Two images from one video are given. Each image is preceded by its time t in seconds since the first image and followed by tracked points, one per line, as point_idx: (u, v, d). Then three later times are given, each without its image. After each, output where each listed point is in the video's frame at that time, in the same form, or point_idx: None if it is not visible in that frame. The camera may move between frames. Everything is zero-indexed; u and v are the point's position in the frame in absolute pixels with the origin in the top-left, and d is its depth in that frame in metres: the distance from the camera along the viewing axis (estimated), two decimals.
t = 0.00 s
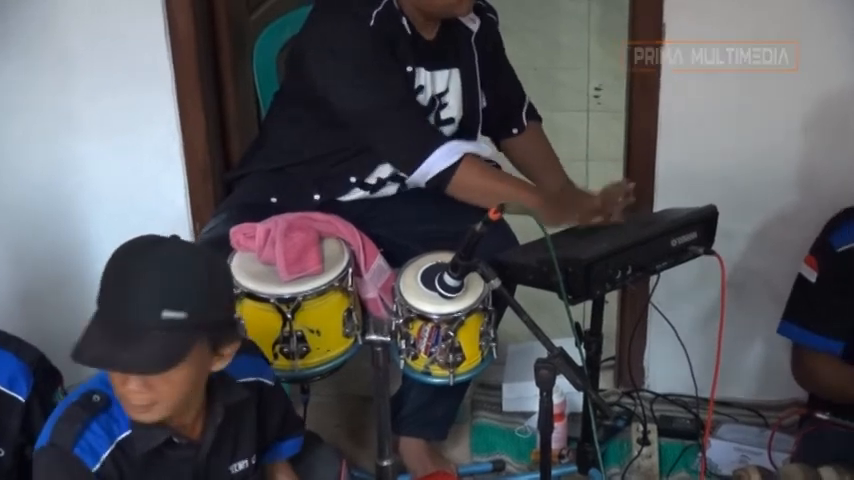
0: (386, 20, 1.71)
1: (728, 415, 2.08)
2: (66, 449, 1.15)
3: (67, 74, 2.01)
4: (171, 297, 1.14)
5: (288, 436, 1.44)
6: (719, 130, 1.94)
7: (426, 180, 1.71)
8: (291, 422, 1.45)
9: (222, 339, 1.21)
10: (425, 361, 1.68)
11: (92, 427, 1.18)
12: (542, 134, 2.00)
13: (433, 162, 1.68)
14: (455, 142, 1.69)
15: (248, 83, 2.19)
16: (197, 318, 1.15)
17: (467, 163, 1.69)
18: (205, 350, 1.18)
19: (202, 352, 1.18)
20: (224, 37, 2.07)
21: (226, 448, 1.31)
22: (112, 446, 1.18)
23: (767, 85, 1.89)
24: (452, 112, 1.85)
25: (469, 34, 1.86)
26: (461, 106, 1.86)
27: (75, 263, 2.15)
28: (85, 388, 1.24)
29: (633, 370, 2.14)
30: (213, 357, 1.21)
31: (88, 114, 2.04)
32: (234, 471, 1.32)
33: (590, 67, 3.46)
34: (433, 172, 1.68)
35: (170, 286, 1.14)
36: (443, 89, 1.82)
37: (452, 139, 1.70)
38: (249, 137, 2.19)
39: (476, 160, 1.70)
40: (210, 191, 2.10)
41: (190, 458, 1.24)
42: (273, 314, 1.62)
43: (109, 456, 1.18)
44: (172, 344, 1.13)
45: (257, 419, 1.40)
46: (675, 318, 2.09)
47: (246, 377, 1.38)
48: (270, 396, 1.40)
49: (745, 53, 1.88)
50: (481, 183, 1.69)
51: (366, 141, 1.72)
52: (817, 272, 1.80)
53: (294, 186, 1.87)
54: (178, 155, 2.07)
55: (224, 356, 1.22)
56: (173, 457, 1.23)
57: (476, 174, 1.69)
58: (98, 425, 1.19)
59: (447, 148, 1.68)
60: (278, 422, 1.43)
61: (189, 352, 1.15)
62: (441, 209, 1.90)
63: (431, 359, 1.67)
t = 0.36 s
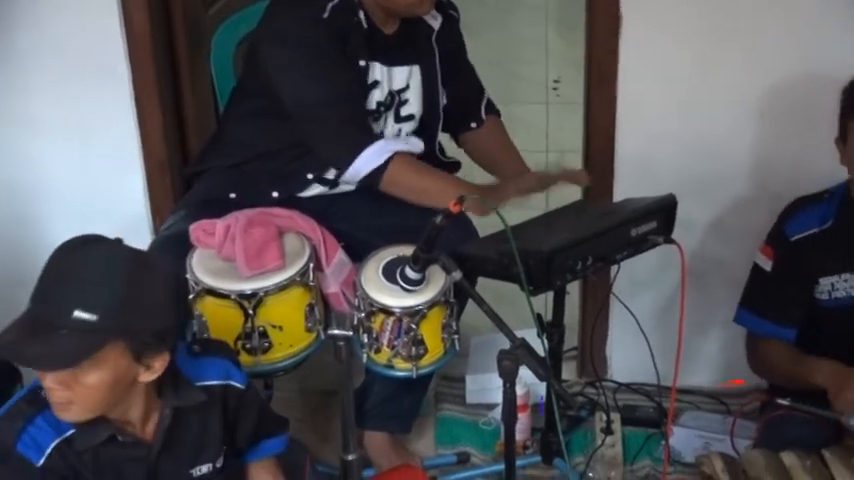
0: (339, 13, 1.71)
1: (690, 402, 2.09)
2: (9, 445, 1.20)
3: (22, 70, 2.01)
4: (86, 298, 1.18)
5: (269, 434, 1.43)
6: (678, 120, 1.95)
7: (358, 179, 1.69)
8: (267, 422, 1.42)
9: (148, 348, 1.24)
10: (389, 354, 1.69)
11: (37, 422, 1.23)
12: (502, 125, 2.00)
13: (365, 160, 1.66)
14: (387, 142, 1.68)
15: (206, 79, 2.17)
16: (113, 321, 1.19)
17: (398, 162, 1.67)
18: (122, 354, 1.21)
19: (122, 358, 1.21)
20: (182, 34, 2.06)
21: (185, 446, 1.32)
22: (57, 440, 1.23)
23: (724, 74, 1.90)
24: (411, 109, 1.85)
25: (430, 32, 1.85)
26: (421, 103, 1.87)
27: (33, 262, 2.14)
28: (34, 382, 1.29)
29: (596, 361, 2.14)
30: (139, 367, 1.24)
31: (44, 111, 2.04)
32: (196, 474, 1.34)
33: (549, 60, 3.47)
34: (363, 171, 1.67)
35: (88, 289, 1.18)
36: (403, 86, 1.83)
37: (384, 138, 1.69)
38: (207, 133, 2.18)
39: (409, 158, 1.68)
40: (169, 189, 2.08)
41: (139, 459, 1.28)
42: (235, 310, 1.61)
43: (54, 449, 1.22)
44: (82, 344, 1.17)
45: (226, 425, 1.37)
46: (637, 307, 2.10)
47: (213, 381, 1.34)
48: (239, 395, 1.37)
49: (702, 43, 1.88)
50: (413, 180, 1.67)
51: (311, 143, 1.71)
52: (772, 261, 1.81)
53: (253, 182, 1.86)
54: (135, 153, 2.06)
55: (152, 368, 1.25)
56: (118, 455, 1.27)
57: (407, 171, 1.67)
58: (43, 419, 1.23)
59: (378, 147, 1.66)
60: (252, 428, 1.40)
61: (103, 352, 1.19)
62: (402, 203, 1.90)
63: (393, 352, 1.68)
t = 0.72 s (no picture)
0: (295, 12, 1.70)
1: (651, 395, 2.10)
2: None
3: None
4: (32, 312, 1.17)
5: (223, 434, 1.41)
6: (632, 116, 1.95)
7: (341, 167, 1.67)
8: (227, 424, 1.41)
9: (99, 362, 1.22)
10: (348, 353, 1.69)
11: None
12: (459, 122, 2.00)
13: (348, 145, 1.65)
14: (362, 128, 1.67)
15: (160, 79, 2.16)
16: (63, 334, 1.18)
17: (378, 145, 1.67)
18: (72, 365, 1.20)
19: (71, 373, 1.20)
20: (135, 35, 2.04)
21: (147, 451, 1.31)
22: (18, 446, 1.25)
23: (678, 68, 1.91)
24: (366, 105, 1.85)
25: (380, 25, 1.85)
26: (376, 100, 1.87)
27: None
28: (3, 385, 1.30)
29: (556, 356, 2.15)
30: (91, 380, 1.22)
31: None
32: None
33: (505, 55, 3.47)
34: (346, 157, 1.65)
35: (34, 303, 1.17)
36: (358, 82, 1.83)
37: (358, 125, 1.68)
38: (163, 135, 2.17)
39: (387, 142, 1.67)
40: (125, 191, 2.07)
41: (102, 465, 1.27)
42: (193, 311, 1.61)
43: (13, 455, 1.24)
44: (23, 362, 1.17)
45: (188, 427, 1.35)
46: (596, 301, 2.10)
47: (176, 387, 1.33)
48: (203, 400, 1.35)
49: (655, 38, 1.89)
50: (396, 164, 1.66)
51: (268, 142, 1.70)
52: (731, 251, 1.82)
53: (209, 183, 1.85)
54: (90, 156, 2.05)
55: (105, 380, 1.23)
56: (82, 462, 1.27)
57: (389, 155, 1.67)
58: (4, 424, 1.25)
59: (356, 133, 1.66)
60: (213, 425, 1.39)
61: (51, 366, 1.19)
62: (359, 201, 1.90)
63: (353, 350, 1.69)
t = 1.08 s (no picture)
0: (253, 6, 1.70)
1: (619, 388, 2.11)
2: None
3: None
4: None
5: (197, 436, 1.40)
6: (597, 111, 1.96)
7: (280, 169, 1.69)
8: (198, 424, 1.40)
9: (56, 363, 1.21)
10: (316, 350, 1.70)
11: None
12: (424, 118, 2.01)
13: (282, 147, 1.67)
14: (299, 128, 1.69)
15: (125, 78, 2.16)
16: (14, 334, 1.15)
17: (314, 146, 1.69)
18: (27, 368, 1.18)
19: (27, 375, 1.19)
20: (98, 34, 2.04)
21: (110, 455, 1.30)
22: None
23: (642, 62, 1.91)
24: (330, 105, 1.85)
25: (346, 24, 1.86)
26: (340, 98, 1.87)
27: None
28: None
29: (525, 352, 2.15)
30: (48, 381, 1.21)
31: None
32: None
33: (472, 51, 3.47)
34: (282, 160, 1.67)
35: None
36: (321, 79, 1.83)
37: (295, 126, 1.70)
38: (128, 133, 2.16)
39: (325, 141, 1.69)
40: (91, 191, 2.06)
41: (65, 467, 1.27)
42: (159, 309, 1.60)
43: None
44: None
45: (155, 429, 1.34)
46: (563, 295, 2.11)
47: (143, 391, 1.32)
48: (170, 401, 1.34)
49: (619, 32, 1.89)
50: (331, 162, 1.69)
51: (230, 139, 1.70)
52: (695, 245, 1.83)
53: (174, 182, 1.85)
54: (55, 156, 2.04)
55: (63, 382, 1.22)
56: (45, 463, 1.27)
57: (325, 153, 1.69)
58: None
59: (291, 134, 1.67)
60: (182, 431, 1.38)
61: (4, 368, 1.17)
62: (325, 199, 1.90)
63: (321, 347, 1.69)
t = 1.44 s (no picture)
0: (208, 5, 1.69)
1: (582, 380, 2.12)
2: None
3: None
4: None
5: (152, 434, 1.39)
6: (554, 105, 1.96)
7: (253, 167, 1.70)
8: (151, 422, 1.40)
9: (25, 357, 1.20)
10: (279, 348, 1.69)
11: None
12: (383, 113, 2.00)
13: (258, 146, 1.67)
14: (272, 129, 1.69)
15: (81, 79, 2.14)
16: None
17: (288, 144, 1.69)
18: None
19: None
20: (53, 34, 2.02)
21: (72, 454, 1.28)
22: None
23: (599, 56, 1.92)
24: (288, 100, 1.85)
25: (299, 19, 1.85)
26: (298, 95, 1.87)
27: None
28: None
29: (488, 346, 2.16)
30: (19, 377, 1.19)
31: None
32: None
33: (431, 46, 3.46)
34: (258, 157, 1.67)
35: None
36: (278, 77, 1.82)
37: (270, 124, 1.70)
38: (85, 134, 2.15)
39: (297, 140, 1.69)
40: (48, 193, 2.05)
41: (32, 468, 1.24)
42: (120, 310, 1.60)
43: None
44: None
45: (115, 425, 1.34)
46: (525, 288, 2.11)
47: (100, 387, 1.32)
48: (129, 398, 1.35)
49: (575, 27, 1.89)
50: (302, 163, 1.69)
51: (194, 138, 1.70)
52: (657, 236, 1.83)
53: (132, 183, 1.84)
54: (11, 158, 2.02)
55: (34, 376, 1.20)
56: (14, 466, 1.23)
57: (299, 154, 1.69)
58: None
59: (267, 132, 1.68)
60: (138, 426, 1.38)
61: None
62: (285, 195, 1.90)
63: (284, 345, 1.69)
